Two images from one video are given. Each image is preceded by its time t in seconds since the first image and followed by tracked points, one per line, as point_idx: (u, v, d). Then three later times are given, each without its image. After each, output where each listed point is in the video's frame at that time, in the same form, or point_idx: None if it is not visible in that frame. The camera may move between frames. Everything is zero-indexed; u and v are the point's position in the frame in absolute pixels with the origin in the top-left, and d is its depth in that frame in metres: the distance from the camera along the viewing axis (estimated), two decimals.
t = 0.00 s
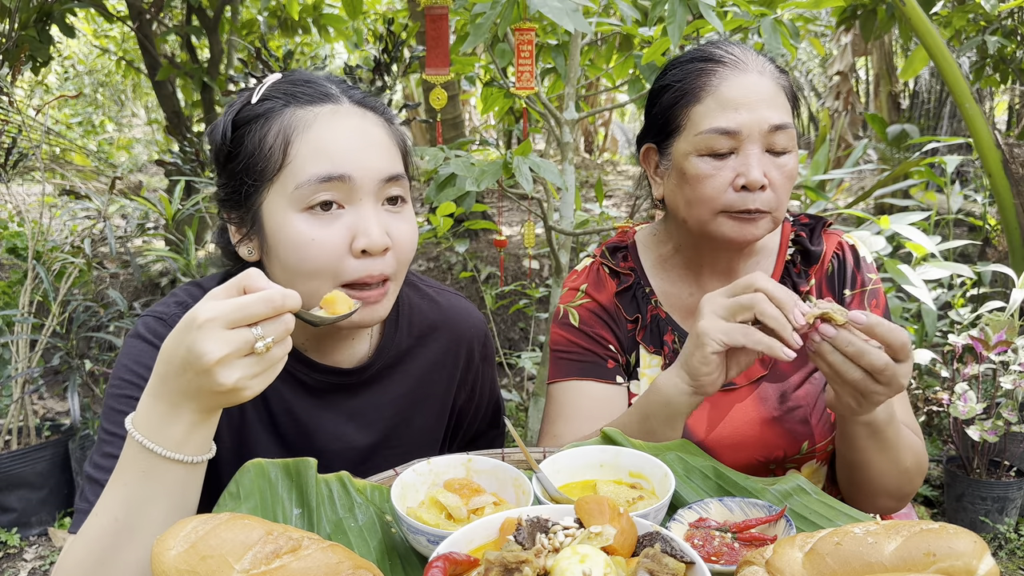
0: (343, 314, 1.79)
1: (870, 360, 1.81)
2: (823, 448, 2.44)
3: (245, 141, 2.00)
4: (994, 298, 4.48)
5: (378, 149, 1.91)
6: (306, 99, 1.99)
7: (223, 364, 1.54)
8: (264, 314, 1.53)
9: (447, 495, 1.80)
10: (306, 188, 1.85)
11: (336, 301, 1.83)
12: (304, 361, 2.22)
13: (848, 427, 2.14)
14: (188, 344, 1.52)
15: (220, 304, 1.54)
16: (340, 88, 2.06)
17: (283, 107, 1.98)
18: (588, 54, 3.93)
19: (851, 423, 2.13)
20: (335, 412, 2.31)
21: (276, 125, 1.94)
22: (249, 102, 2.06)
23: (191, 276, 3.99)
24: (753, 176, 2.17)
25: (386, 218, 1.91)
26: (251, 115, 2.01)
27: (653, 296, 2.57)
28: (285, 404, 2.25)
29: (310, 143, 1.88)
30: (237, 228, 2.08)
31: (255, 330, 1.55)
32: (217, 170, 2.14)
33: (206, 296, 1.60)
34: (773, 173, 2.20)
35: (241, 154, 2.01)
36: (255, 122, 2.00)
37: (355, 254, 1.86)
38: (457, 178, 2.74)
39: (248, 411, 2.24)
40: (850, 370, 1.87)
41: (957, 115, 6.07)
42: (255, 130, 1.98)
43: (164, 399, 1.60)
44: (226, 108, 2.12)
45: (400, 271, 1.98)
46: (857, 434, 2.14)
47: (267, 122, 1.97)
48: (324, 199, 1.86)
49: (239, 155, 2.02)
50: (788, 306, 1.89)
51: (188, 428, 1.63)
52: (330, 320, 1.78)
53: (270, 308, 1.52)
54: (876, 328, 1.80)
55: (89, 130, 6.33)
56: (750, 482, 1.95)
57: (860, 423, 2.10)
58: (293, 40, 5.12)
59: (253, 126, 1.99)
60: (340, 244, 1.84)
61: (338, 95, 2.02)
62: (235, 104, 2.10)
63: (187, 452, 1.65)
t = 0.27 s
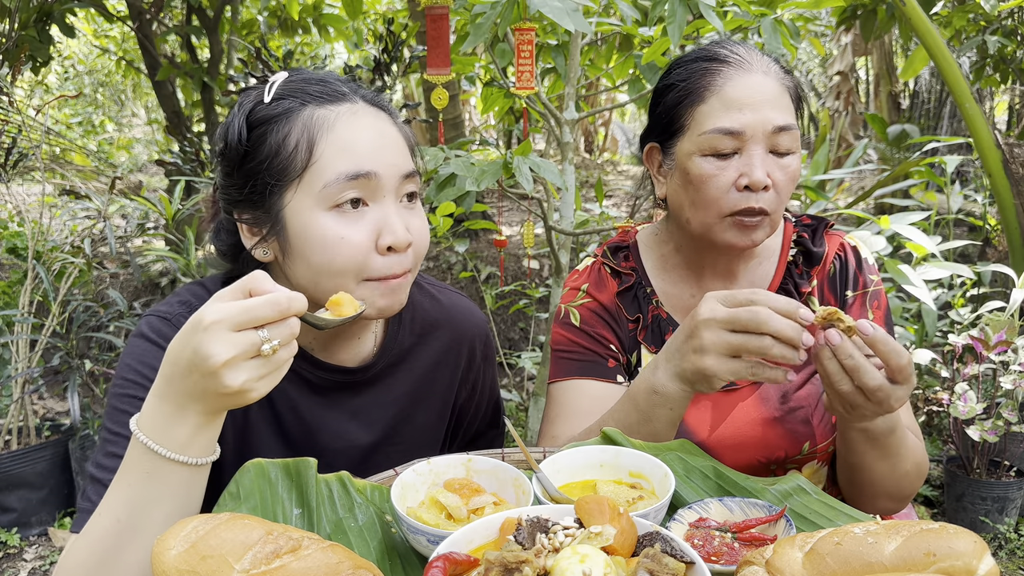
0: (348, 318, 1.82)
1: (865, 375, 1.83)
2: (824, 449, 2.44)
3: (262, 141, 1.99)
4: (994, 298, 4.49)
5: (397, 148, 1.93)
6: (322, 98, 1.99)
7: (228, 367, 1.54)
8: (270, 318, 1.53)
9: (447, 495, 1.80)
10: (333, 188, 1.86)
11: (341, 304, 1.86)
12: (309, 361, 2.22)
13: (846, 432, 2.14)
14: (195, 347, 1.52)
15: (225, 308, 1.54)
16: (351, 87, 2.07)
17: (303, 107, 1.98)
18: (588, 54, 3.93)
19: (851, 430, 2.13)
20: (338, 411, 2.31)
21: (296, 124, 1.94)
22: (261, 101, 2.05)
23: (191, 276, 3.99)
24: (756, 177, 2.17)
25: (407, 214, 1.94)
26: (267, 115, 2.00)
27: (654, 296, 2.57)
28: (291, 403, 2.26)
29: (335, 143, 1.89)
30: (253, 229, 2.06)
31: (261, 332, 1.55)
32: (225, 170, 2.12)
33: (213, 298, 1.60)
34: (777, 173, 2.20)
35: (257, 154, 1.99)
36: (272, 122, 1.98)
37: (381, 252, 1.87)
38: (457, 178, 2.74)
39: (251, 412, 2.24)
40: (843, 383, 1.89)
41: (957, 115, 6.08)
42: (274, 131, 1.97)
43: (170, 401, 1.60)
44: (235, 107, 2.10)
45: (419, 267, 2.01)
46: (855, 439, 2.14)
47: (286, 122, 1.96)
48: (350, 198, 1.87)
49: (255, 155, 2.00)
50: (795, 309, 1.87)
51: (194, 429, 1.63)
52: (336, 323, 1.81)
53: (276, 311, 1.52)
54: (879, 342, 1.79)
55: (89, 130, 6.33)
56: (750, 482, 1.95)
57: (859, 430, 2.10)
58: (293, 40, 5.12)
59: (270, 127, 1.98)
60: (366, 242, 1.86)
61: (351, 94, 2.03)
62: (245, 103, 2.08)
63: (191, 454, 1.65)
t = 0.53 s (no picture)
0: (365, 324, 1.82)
1: (869, 370, 1.83)
2: (824, 449, 2.44)
3: (268, 140, 1.98)
4: (994, 298, 4.48)
5: (404, 149, 1.94)
6: (328, 98, 1.99)
7: (245, 371, 1.54)
8: (286, 322, 1.53)
9: (447, 495, 1.80)
10: (341, 188, 1.86)
11: (356, 309, 1.86)
12: (314, 361, 2.22)
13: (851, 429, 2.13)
14: (211, 350, 1.52)
15: (243, 311, 1.54)
16: (358, 88, 2.07)
17: (310, 106, 1.97)
18: (588, 54, 3.92)
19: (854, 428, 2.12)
20: (341, 411, 2.31)
21: (304, 124, 1.94)
22: (267, 100, 2.04)
23: (191, 276, 3.99)
24: (753, 179, 2.17)
25: (413, 216, 1.94)
26: (273, 115, 1.99)
27: (654, 296, 2.57)
28: (293, 403, 2.26)
29: (343, 143, 1.89)
30: (259, 228, 2.05)
31: (277, 336, 1.55)
32: (230, 169, 2.10)
33: (229, 301, 1.60)
34: (774, 176, 2.20)
35: (264, 154, 1.98)
36: (279, 122, 1.98)
37: (386, 251, 1.88)
38: (457, 178, 2.73)
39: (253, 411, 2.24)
40: (852, 385, 1.89)
41: (957, 115, 6.07)
42: (280, 130, 1.96)
43: (183, 404, 1.59)
44: (240, 106, 2.08)
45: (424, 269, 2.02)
46: (860, 436, 2.14)
47: (293, 121, 1.95)
48: (358, 199, 1.87)
49: (262, 155, 1.99)
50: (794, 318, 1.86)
51: (208, 432, 1.63)
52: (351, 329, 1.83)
53: (292, 316, 1.52)
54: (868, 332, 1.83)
55: (89, 130, 6.33)
56: (750, 482, 1.94)
57: (864, 427, 2.10)
58: (292, 40, 5.12)
59: (277, 126, 1.97)
60: (373, 243, 1.86)
61: (357, 95, 2.03)
62: (251, 102, 2.07)
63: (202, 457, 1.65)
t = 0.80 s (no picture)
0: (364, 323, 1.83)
1: (827, 292, 1.87)
2: (825, 449, 2.44)
3: (258, 143, 1.98)
4: (994, 298, 4.48)
5: (392, 144, 1.92)
6: (314, 97, 1.98)
7: (243, 368, 1.54)
8: (285, 320, 1.53)
9: (447, 495, 1.80)
10: (329, 185, 1.86)
11: (355, 309, 1.87)
12: (315, 359, 2.22)
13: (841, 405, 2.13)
14: (210, 347, 1.52)
15: (242, 309, 1.54)
16: (346, 85, 2.06)
17: (295, 106, 1.97)
18: (588, 54, 3.92)
19: (855, 416, 2.14)
20: (343, 410, 2.31)
21: (290, 124, 1.94)
22: (255, 103, 2.04)
23: (191, 276, 3.99)
24: (757, 175, 2.17)
25: (405, 209, 1.93)
26: (261, 117, 1.99)
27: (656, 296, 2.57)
28: (295, 402, 2.26)
29: (329, 140, 1.88)
30: (254, 232, 2.06)
31: (276, 334, 1.55)
32: (225, 176, 2.12)
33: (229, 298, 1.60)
34: (779, 172, 2.19)
35: (254, 156, 1.99)
36: (268, 124, 1.98)
37: (380, 247, 1.87)
38: (457, 178, 2.73)
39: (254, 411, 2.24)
40: (813, 307, 1.90)
41: (957, 115, 6.07)
42: (269, 132, 1.96)
43: (184, 402, 1.60)
44: (230, 112, 2.10)
45: (421, 262, 2.00)
46: (853, 415, 2.13)
47: (279, 122, 1.96)
48: (347, 196, 1.86)
49: (252, 158, 2.00)
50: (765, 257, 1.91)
51: (209, 431, 1.63)
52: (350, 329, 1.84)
53: (292, 313, 1.52)
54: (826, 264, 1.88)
55: (89, 130, 6.33)
56: (750, 482, 1.94)
57: (855, 404, 2.10)
58: (292, 40, 5.12)
59: (265, 128, 1.97)
60: (365, 239, 1.86)
61: (344, 91, 2.02)
62: (240, 106, 2.08)
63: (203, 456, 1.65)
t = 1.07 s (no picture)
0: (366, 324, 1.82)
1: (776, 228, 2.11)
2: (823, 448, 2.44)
3: (257, 148, 1.98)
4: (994, 298, 4.49)
5: (392, 143, 1.93)
6: (311, 98, 1.99)
7: (245, 369, 1.54)
8: (286, 321, 1.52)
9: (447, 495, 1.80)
10: (332, 187, 1.86)
11: (356, 310, 1.87)
12: (314, 359, 2.22)
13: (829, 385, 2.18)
14: (212, 348, 1.52)
15: (243, 309, 1.54)
16: (343, 85, 2.07)
17: (291, 108, 1.97)
18: (588, 54, 3.92)
19: (846, 394, 2.17)
20: (343, 409, 2.31)
21: (288, 126, 1.94)
22: (250, 107, 2.04)
23: (191, 275, 3.99)
24: (758, 171, 2.17)
25: (405, 207, 1.93)
26: (259, 121, 1.99)
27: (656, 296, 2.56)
28: (294, 402, 2.26)
29: (328, 142, 1.88)
30: (257, 236, 2.06)
31: (278, 335, 1.55)
32: (223, 181, 2.12)
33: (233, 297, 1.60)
34: (781, 170, 2.20)
35: (254, 161, 1.99)
36: (265, 127, 1.98)
37: (384, 246, 1.87)
38: (457, 178, 2.73)
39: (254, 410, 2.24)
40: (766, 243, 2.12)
41: (957, 116, 6.07)
42: (267, 136, 1.96)
43: (186, 402, 1.60)
44: (227, 116, 2.09)
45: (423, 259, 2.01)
46: (846, 399, 2.17)
47: (277, 125, 1.96)
48: (351, 197, 1.87)
49: (251, 162, 2.00)
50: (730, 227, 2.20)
51: (210, 431, 1.63)
52: (352, 330, 1.83)
53: (293, 314, 1.52)
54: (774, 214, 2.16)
55: (89, 131, 6.33)
56: (750, 482, 1.94)
57: (842, 386, 2.17)
58: (292, 40, 5.12)
59: (263, 132, 1.97)
60: (369, 238, 1.86)
61: (340, 92, 2.02)
62: (237, 111, 2.08)
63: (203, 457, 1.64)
